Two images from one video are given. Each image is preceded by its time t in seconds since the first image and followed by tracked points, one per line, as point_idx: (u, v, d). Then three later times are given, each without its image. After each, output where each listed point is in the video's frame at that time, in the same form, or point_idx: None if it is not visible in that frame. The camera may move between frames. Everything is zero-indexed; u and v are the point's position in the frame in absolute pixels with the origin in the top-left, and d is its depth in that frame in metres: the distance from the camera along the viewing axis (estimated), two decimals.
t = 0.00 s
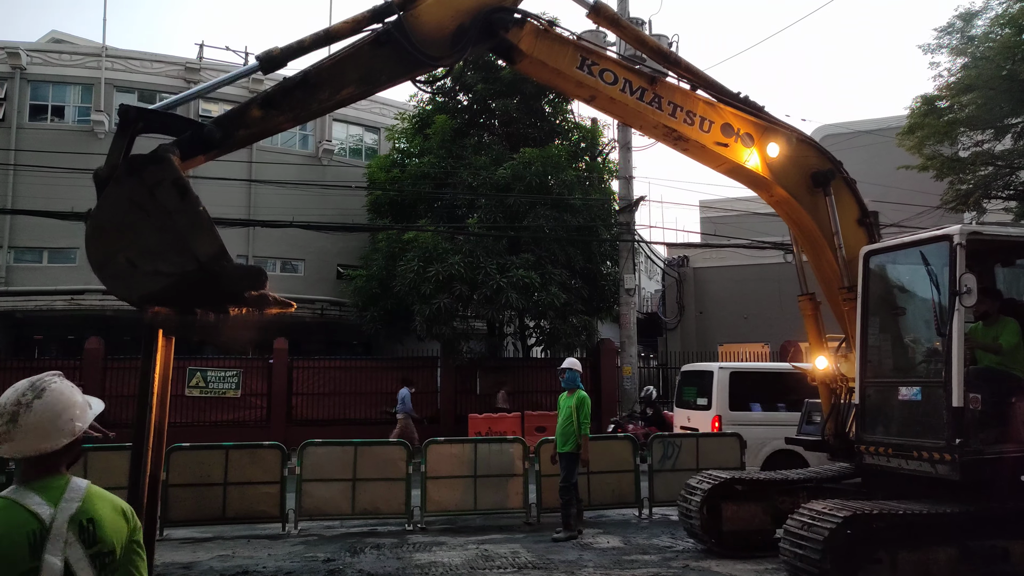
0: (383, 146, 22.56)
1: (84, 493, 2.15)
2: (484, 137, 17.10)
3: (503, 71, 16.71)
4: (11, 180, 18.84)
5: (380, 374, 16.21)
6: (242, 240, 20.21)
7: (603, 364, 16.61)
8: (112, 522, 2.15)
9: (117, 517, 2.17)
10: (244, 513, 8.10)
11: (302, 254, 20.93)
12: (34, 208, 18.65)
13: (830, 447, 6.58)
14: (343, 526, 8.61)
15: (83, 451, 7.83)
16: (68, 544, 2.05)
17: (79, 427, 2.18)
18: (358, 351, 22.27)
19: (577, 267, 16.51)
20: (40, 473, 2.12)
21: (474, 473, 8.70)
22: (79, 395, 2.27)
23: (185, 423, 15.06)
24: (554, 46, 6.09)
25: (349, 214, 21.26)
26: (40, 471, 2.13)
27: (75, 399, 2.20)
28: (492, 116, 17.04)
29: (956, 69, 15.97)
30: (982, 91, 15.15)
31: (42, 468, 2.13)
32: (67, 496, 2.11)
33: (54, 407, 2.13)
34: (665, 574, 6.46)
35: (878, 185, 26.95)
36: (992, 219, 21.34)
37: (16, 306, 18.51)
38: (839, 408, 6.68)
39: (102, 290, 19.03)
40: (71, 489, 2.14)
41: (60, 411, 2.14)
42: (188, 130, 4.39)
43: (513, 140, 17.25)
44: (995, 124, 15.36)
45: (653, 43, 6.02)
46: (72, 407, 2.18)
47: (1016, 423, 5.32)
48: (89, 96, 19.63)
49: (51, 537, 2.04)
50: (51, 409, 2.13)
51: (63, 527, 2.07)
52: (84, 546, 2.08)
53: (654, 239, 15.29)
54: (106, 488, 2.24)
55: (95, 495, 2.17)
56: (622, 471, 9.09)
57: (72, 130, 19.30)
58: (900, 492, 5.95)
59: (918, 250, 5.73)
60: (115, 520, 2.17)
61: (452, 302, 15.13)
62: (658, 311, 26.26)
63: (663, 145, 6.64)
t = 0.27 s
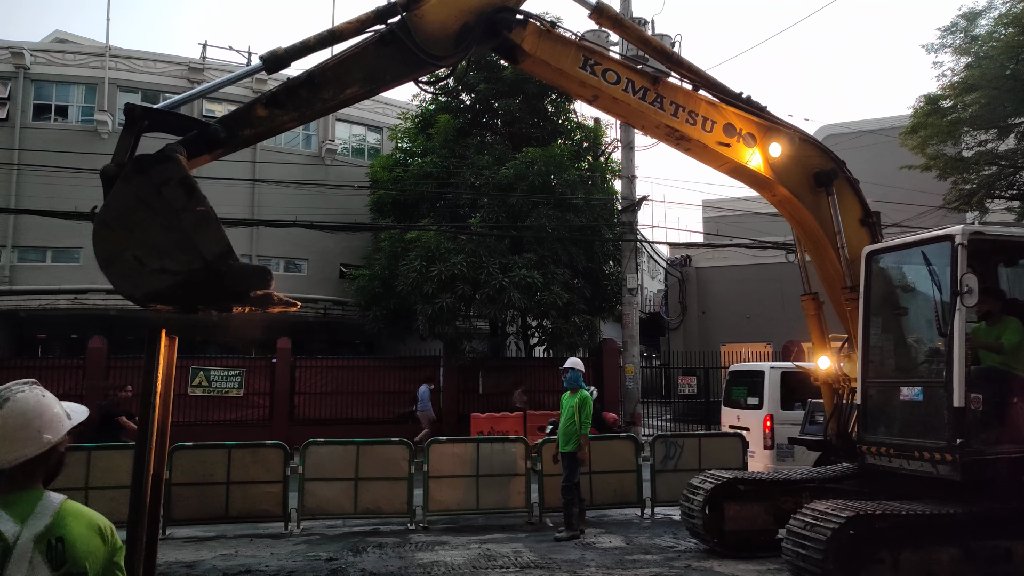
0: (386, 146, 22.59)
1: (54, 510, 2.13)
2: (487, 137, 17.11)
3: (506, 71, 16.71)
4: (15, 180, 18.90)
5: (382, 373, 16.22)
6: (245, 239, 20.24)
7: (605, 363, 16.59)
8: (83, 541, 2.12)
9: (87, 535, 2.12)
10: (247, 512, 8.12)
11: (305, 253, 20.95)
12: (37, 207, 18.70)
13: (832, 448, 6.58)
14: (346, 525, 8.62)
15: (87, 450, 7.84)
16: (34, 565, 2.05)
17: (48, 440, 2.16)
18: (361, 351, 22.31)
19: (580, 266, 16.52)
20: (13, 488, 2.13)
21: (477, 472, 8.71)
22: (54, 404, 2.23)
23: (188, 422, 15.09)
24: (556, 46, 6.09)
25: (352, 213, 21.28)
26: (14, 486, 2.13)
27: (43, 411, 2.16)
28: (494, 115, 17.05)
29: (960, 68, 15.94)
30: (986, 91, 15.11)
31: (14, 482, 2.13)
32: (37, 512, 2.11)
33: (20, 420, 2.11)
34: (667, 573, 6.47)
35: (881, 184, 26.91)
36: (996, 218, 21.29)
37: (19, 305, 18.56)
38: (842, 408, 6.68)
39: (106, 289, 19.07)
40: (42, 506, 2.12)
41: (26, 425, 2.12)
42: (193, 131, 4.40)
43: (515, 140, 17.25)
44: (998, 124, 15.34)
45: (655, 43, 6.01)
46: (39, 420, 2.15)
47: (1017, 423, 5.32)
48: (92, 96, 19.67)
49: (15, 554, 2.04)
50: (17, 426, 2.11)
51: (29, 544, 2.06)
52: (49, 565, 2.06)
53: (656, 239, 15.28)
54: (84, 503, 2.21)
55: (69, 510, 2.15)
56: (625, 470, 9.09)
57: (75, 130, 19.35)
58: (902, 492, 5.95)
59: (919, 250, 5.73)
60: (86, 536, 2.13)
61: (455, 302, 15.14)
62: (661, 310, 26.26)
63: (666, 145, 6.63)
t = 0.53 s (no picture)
0: (388, 149, 22.61)
1: (34, 523, 1.99)
2: (489, 139, 17.13)
3: (508, 74, 16.73)
4: (18, 183, 18.95)
5: (384, 376, 16.22)
6: (247, 242, 20.26)
7: (607, 366, 16.57)
8: (66, 555, 1.99)
9: (68, 549, 1.99)
10: (248, 515, 8.13)
11: (306, 256, 20.97)
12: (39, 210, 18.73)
13: (833, 451, 6.57)
14: (347, 528, 8.62)
15: (88, 452, 7.83)
16: None
17: (30, 448, 2.05)
18: (363, 354, 22.32)
19: (581, 269, 16.52)
20: None
21: (478, 476, 8.70)
22: (39, 410, 2.13)
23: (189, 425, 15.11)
24: (555, 52, 6.10)
25: (354, 216, 21.30)
26: None
27: (28, 418, 2.06)
28: (496, 118, 17.08)
29: (961, 71, 15.93)
30: (987, 93, 15.10)
31: None
32: (15, 526, 1.97)
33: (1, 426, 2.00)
34: None
35: (883, 187, 26.90)
36: (998, 221, 21.26)
37: (21, 307, 18.60)
38: (842, 411, 6.67)
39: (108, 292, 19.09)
40: (23, 518, 2.00)
41: (8, 430, 2.01)
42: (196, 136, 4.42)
43: (517, 143, 17.26)
44: (1000, 126, 15.32)
45: (653, 49, 6.02)
46: (22, 426, 2.04)
47: (1018, 426, 5.31)
48: (95, 99, 19.71)
49: None
50: None
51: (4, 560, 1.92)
52: None
53: (657, 242, 15.28)
54: (67, 516, 2.08)
55: (51, 523, 2.02)
56: (627, 474, 9.08)
57: (78, 132, 19.40)
58: (904, 496, 5.94)
59: (919, 253, 5.73)
60: (67, 552, 1.99)
61: (457, 304, 15.15)
62: (662, 313, 26.26)
63: (665, 150, 6.64)
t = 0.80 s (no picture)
0: (388, 153, 22.63)
1: (29, 528, 1.96)
2: (489, 144, 17.14)
3: (508, 78, 16.74)
4: (18, 186, 18.96)
5: (383, 380, 16.20)
6: (247, 245, 20.27)
7: (607, 370, 16.54)
8: (61, 559, 1.96)
9: (60, 554, 1.95)
10: (247, 519, 8.11)
11: (306, 260, 20.97)
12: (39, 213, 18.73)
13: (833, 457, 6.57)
14: (346, 533, 8.61)
15: (88, 456, 7.81)
16: None
17: (23, 452, 2.02)
18: (362, 358, 22.31)
19: (581, 274, 16.52)
20: None
21: (478, 480, 8.69)
22: (37, 411, 2.10)
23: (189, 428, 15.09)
24: (557, 55, 6.11)
25: (354, 220, 21.31)
26: None
27: (24, 420, 2.04)
28: (496, 123, 17.09)
29: (961, 77, 15.96)
30: (987, 99, 15.12)
31: None
32: (8, 530, 1.94)
33: None
34: None
35: (883, 192, 26.92)
36: (998, 226, 21.26)
37: (21, 310, 18.60)
38: (842, 416, 6.67)
39: (107, 295, 19.09)
40: (20, 521, 1.97)
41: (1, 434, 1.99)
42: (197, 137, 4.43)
43: (517, 147, 17.26)
44: (999, 132, 15.34)
45: (655, 52, 6.04)
46: (17, 430, 2.02)
47: (1018, 432, 5.31)
48: (95, 103, 19.73)
49: None
50: None
51: None
52: None
53: (657, 246, 15.28)
54: (64, 520, 2.04)
55: (47, 527, 1.99)
56: (626, 478, 9.07)
57: (78, 136, 19.42)
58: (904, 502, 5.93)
59: (918, 258, 5.73)
60: (60, 557, 1.96)
61: (456, 308, 15.13)
62: (662, 317, 26.26)
63: (666, 153, 6.65)
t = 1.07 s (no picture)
0: (387, 157, 22.65)
1: (47, 534, 1.94)
2: (488, 149, 17.16)
3: (507, 83, 16.75)
4: (17, 191, 18.97)
5: (382, 384, 16.18)
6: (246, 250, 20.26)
7: (605, 376, 16.53)
8: (78, 566, 1.93)
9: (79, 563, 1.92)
10: (246, 525, 8.09)
11: (305, 264, 20.97)
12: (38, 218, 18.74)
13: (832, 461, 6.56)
14: (344, 538, 8.59)
15: (88, 461, 7.81)
16: None
17: (50, 455, 2.00)
18: (361, 362, 22.31)
19: (580, 278, 16.53)
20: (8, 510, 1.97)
21: (476, 485, 8.68)
22: (62, 413, 2.08)
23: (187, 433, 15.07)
24: (563, 52, 6.11)
25: (353, 224, 21.32)
26: (12, 508, 1.98)
27: (49, 423, 2.01)
28: (495, 128, 17.11)
29: (959, 82, 16.02)
30: (985, 104, 15.16)
31: (11, 504, 1.97)
32: (27, 536, 1.92)
33: (18, 436, 1.96)
34: None
35: (881, 197, 26.98)
36: (996, 231, 21.30)
37: (20, 315, 18.60)
38: (841, 421, 6.67)
39: (106, 300, 19.08)
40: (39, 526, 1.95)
41: (24, 440, 1.96)
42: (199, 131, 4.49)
43: (516, 152, 17.28)
44: (997, 137, 15.38)
45: (661, 50, 6.05)
46: (40, 437, 1.99)
47: (1016, 436, 5.30)
48: (94, 108, 19.74)
49: None
50: (17, 436, 1.96)
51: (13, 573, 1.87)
52: None
53: (656, 251, 15.29)
54: (87, 526, 2.02)
55: (68, 534, 1.96)
56: (625, 483, 9.06)
57: (77, 141, 19.43)
58: (903, 506, 5.92)
59: (915, 262, 5.75)
60: (78, 566, 1.92)
61: (455, 313, 15.14)
62: (661, 322, 26.28)
63: (670, 151, 6.65)
